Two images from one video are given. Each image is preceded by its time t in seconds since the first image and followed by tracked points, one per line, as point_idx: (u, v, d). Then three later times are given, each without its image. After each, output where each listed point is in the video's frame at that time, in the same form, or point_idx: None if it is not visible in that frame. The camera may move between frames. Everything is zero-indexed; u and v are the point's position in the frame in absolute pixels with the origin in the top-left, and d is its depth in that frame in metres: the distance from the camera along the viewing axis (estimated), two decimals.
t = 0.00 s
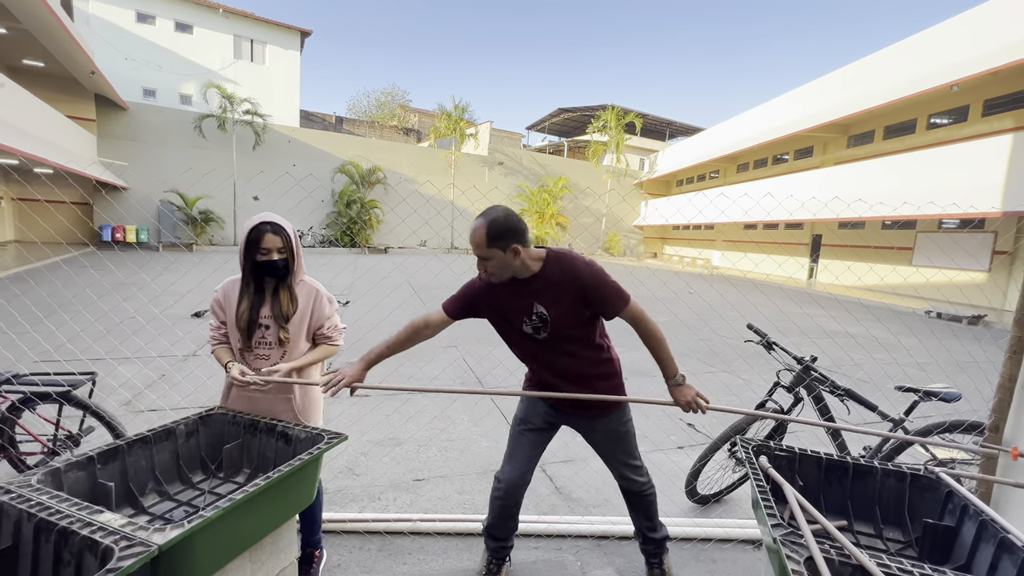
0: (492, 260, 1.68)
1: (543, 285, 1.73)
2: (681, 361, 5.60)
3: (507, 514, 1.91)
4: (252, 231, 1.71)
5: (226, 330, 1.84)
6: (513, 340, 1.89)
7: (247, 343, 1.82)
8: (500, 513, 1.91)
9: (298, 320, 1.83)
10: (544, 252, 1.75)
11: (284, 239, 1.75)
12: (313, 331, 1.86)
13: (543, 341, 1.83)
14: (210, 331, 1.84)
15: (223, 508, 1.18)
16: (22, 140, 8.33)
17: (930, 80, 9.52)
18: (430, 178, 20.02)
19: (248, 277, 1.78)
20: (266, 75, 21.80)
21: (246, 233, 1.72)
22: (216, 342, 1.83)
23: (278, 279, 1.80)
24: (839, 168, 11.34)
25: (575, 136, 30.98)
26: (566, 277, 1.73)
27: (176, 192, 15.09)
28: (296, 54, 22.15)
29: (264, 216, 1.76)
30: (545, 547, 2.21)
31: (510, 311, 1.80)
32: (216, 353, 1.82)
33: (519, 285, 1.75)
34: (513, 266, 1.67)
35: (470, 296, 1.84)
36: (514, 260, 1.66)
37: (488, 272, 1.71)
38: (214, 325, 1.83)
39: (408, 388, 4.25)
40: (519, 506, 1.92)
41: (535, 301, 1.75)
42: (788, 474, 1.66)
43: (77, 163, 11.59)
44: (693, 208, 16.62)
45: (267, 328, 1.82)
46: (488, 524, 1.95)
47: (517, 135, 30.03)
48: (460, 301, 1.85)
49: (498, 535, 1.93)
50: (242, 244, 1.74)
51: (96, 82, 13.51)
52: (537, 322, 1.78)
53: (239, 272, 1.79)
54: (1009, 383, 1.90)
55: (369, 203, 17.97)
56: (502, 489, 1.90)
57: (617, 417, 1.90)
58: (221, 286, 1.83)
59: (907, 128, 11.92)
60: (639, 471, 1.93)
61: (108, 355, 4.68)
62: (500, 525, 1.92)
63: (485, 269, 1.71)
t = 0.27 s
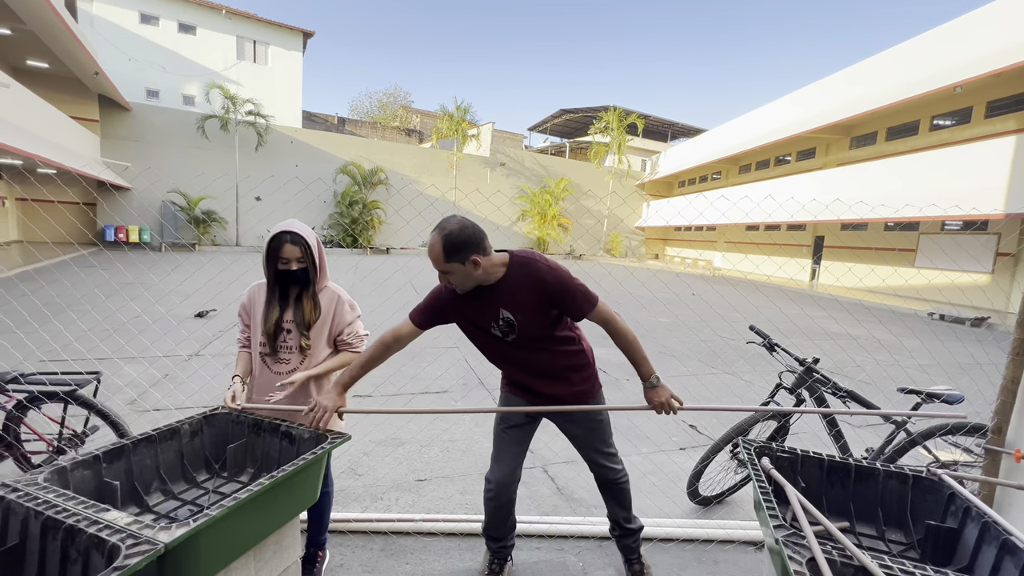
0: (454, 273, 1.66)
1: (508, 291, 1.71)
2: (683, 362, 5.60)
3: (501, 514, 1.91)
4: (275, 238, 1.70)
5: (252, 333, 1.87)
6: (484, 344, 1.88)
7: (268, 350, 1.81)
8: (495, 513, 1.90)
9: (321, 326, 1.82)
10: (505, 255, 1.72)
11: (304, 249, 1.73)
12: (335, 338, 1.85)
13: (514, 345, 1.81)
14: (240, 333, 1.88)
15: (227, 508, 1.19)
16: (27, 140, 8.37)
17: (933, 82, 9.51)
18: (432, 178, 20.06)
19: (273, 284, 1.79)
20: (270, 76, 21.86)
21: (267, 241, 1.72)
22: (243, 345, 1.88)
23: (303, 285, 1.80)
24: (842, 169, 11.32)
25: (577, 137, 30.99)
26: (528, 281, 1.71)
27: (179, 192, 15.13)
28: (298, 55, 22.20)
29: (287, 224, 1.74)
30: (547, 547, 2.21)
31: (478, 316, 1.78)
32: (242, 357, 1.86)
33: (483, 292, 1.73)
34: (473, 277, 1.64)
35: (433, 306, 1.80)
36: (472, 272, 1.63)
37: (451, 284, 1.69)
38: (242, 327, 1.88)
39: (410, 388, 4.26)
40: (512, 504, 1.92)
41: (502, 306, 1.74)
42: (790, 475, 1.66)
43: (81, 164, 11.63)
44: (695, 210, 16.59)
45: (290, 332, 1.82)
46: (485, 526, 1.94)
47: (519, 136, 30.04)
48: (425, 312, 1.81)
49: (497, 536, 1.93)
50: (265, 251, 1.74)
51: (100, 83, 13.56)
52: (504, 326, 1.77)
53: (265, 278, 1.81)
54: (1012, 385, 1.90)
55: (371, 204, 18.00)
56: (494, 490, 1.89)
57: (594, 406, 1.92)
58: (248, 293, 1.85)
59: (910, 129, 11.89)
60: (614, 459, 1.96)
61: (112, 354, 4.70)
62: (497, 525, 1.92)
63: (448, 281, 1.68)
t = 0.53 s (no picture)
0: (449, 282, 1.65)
1: (501, 299, 1.71)
2: (684, 363, 5.60)
3: (501, 520, 1.89)
4: (283, 243, 1.69)
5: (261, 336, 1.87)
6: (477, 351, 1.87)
7: (276, 353, 1.81)
8: (495, 519, 1.89)
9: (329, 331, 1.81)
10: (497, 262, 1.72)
11: (310, 255, 1.71)
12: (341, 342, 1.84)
13: (508, 351, 1.81)
14: (249, 336, 1.88)
15: (229, 509, 1.19)
16: (28, 140, 8.37)
17: (934, 83, 9.50)
18: (433, 179, 20.09)
19: (283, 288, 1.78)
20: (271, 77, 21.89)
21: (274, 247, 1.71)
22: (250, 348, 1.88)
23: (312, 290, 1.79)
24: (843, 170, 11.31)
25: (578, 138, 30.99)
26: (521, 289, 1.71)
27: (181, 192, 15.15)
28: (300, 55, 22.23)
29: (295, 229, 1.72)
30: (548, 548, 2.21)
31: (472, 323, 1.78)
32: (251, 360, 1.87)
33: (476, 300, 1.72)
34: (466, 286, 1.63)
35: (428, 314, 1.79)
36: (467, 281, 1.62)
37: (446, 294, 1.67)
38: (252, 329, 1.88)
39: (411, 389, 4.26)
40: (511, 509, 1.90)
41: (496, 314, 1.73)
42: (792, 477, 1.66)
43: (82, 164, 11.65)
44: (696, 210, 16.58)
45: (299, 336, 1.81)
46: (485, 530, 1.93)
47: (520, 137, 30.05)
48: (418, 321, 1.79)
49: (498, 540, 1.93)
50: (274, 256, 1.73)
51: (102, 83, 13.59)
52: (497, 333, 1.77)
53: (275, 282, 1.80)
54: (1015, 387, 1.90)
55: (372, 204, 18.01)
56: (493, 496, 1.88)
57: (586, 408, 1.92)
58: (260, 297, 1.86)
59: (912, 130, 11.87)
60: (609, 460, 1.95)
61: (114, 355, 4.71)
62: (497, 529, 1.91)
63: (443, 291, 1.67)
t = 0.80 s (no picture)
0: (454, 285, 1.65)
1: (504, 301, 1.71)
2: (685, 363, 5.60)
3: (503, 520, 1.89)
4: (290, 245, 1.68)
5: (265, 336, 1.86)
6: (479, 351, 1.87)
7: (281, 354, 1.80)
8: (497, 519, 1.89)
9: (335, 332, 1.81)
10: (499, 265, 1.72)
11: (314, 256, 1.70)
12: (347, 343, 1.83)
13: (510, 352, 1.81)
14: (250, 336, 1.87)
15: (232, 508, 1.19)
16: (29, 140, 8.37)
17: (936, 83, 9.49)
18: (434, 179, 20.12)
19: (289, 289, 1.78)
20: (272, 76, 21.90)
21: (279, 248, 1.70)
22: (251, 348, 1.86)
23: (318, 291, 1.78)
24: (844, 171, 11.30)
25: (578, 138, 30.98)
26: (524, 291, 1.71)
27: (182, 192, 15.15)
28: (301, 55, 22.25)
29: (300, 229, 1.71)
30: (550, 549, 2.21)
31: (475, 324, 1.77)
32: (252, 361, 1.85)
33: (480, 302, 1.72)
34: (471, 289, 1.64)
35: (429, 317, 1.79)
36: (473, 283, 1.62)
37: (451, 296, 1.67)
38: (254, 329, 1.87)
39: (413, 389, 4.26)
40: (515, 510, 1.90)
41: (498, 316, 1.73)
42: (794, 478, 1.66)
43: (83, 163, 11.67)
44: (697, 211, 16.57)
45: (305, 337, 1.80)
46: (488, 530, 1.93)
47: (520, 137, 30.06)
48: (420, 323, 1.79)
49: (501, 541, 1.92)
50: (278, 257, 1.72)
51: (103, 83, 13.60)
52: (500, 335, 1.77)
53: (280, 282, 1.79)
54: (1017, 388, 1.91)
55: (373, 204, 18.02)
56: (496, 496, 1.87)
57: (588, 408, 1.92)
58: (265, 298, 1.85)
59: (913, 131, 11.86)
60: (612, 461, 1.95)
61: (114, 354, 4.71)
62: (500, 529, 1.91)
63: (448, 292, 1.67)
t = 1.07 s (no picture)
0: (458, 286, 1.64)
1: (508, 303, 1.70)
2: (687, 363, 5.59)
3: (507, 521, 1.88)
4: (295, 243, 1.67)
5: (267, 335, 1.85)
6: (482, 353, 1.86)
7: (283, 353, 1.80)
8: (502, 518, 1.88)
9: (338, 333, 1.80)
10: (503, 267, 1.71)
11: (318, 255, 1.69)
12: (349, 345, 1.81)
13: (512, 354, 1.80)
14: (252, 334, 1.85)
15: (233, 508, 1.18)
16: (29, 139, 8.36)
17: (937, 83, 9.47)
18: (435, 178, 20.13)
19: (292, 289, 1.77)
20: (272, 76, 21.88)
21: (282, 248, 1.69)
22: (252, 347, 1.84)
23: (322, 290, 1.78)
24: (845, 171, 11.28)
25: (579, 138, 30.96)
26: (527, 293, 1.70)
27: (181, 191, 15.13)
28: (301, 55, 22.23)
29: (304, 228, 1.70)
30: (551, 549, 2.20)
31: (478, 325, 1.77)
32: (252, 360, 1.83)
33: (483, 304, 1.71)
34: (475, 292, 1.63)
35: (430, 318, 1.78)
36: (477, 285, 1.61)
37: (455, 298, 1.66)
38: (257, 328, 1.86)
39: (413, 388, 4.26)
40: (519, 510, 1.89)
41: (502, 317, 1.73)
42: (797, 478, 1.65)
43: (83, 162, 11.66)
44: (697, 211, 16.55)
45: (307, 337, 1.80)
46: (492, 531, 1.92)
47: (521, 137, 30.05)
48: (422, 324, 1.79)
49: (505, 541, 1.91)
50: (281, 256, 1.71)
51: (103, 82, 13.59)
52: (503, 337, 1.76)
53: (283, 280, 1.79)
54: (1020, 389, 1.90)
55: (373, 203, 18.00)
56: (501, 495, 1.86)
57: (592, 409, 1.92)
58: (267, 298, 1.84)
59: (914, 131, 11.84)
60: (616, 460, 1.95)
61: (114, 354, 4.70)
62: (504, 530, 1.90)
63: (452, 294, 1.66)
